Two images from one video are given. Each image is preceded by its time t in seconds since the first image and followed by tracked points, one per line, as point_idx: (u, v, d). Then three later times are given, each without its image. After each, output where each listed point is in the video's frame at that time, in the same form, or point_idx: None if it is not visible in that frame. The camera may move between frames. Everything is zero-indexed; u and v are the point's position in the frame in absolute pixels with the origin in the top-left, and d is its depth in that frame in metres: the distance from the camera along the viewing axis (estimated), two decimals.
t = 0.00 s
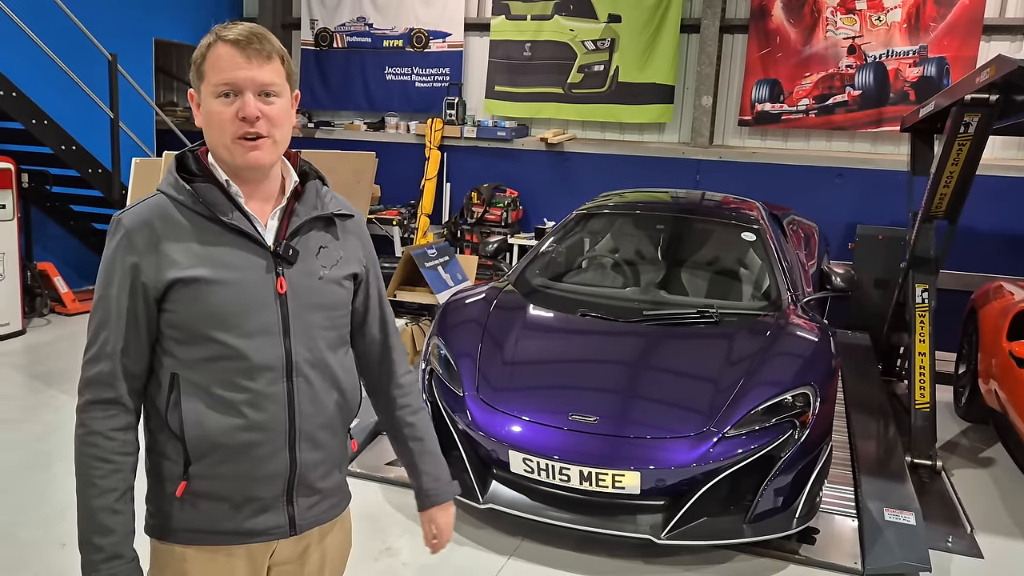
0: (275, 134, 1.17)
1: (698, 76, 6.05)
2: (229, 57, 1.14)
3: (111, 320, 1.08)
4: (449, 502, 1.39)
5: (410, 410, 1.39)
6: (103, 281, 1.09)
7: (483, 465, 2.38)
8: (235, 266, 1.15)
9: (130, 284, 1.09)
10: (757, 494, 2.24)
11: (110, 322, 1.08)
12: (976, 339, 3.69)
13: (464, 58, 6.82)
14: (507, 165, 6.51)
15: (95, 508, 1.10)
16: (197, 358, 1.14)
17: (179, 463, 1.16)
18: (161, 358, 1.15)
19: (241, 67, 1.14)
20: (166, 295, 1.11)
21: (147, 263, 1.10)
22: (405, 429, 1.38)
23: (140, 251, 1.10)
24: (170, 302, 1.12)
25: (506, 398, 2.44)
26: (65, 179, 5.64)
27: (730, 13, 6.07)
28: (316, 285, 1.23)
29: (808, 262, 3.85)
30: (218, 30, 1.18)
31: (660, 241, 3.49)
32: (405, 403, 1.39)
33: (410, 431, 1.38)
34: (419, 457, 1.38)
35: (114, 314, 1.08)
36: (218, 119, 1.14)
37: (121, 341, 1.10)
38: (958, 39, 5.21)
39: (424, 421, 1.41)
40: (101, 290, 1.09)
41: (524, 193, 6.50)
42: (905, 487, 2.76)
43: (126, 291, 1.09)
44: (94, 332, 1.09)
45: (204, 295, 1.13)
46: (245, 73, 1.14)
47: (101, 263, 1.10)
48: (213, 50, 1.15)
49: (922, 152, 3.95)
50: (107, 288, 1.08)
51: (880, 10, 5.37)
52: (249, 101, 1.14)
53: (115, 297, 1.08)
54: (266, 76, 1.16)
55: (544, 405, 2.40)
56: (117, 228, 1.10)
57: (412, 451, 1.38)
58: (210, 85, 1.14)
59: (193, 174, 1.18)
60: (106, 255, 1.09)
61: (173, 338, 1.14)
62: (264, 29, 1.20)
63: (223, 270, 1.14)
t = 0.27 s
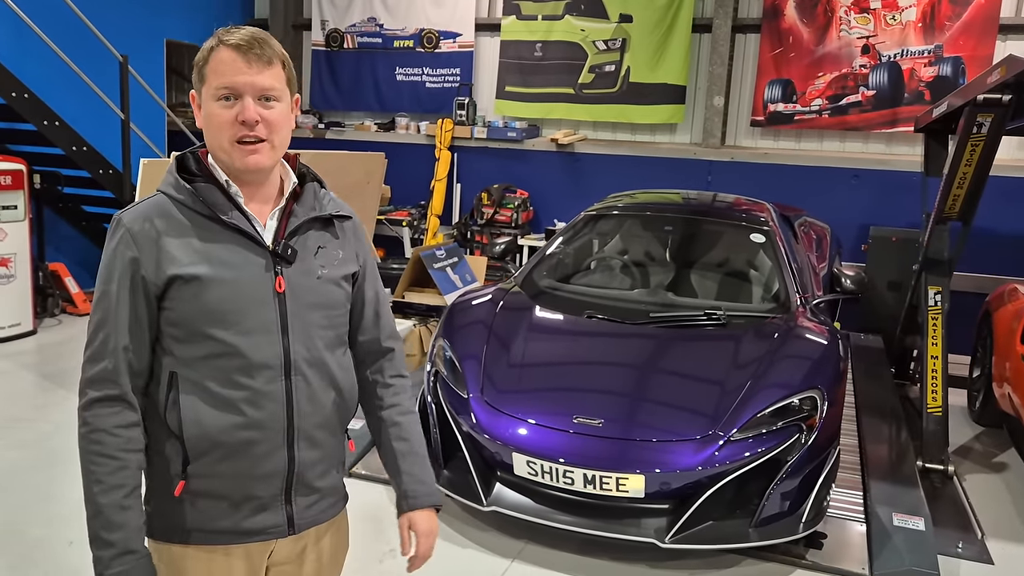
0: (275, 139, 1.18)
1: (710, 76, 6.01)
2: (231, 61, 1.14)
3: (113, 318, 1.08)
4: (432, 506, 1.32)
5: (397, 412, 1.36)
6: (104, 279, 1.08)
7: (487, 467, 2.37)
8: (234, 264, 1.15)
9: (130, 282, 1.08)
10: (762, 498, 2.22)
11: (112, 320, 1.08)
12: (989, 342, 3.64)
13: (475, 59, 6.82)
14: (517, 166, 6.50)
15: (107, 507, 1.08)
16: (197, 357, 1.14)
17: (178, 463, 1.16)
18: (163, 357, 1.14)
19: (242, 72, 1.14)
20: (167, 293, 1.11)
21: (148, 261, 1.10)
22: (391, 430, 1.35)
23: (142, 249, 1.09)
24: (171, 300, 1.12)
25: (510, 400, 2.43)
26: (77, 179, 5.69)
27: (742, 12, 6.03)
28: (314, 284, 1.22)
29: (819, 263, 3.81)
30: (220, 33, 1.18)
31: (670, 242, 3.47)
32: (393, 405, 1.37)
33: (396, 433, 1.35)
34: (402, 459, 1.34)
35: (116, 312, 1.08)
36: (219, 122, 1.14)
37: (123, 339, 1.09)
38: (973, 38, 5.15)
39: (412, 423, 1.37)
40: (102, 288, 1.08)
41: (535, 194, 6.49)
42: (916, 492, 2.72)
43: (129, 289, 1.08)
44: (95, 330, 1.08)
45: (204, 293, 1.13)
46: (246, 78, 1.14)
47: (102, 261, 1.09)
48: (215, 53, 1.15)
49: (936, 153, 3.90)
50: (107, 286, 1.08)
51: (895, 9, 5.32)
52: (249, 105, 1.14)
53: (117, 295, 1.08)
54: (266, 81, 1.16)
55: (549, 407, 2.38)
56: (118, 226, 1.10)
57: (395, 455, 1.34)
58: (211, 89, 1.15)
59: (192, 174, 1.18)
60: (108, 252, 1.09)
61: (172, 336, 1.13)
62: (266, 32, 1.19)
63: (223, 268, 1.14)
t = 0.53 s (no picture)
0: (275, 143, 1.19)
1: (721, 77, 5.99)
2: (236, 65, 1.15)
3: (110, 319, 1.08)
4: (396, 515, 1.38)
5: (373, 415, 1.40)
6: (102, 281, 1.09)
7: (489, 468, 2.38)
8: (230, 265, 1.16)
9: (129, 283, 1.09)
10: (765, 501, 2.21)
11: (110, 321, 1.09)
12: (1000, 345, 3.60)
13: (486, 60, 6.83)
14: (527, 167, 6.50)
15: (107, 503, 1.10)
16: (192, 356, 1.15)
17: (172, 460, 1.17)
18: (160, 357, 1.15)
19: (247, 76, 1.15)
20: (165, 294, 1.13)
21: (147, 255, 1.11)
22: (367, 433, 1.39)
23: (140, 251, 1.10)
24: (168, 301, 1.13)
25: (513, 402, 2.43)
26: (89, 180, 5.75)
27: (753, 13, 6.02)
28: (310, 284, 1.24)
29: (828, 265, 3.78)
30: (222, 34, 1.18)
31: (677, 244, 3.46)
32: (371, 407, 1.40)
33: (371, 436, 1.39)
34: (374, 465, 1.38)
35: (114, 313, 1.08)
36: (222, 125, 1.15)
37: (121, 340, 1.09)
38: (987, 38, 5.09)
39: (388, 429, 1.41)
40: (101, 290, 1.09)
41: (544, 195, 6.49)
42: (923, 496, 2.70)
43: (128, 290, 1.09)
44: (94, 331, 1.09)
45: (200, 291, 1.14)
46: (251, 82, 1.15)
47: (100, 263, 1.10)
48: (220, 55, 1.15)
49: (947, 154, 3.86)
50: (106, 288, 1.08)
51: (908, 9, 5.27)
52: (253, 110, 1.16)
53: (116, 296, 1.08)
54: (270, 86, 1.17)
55: (551, 409, 2.39)
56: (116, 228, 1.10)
57: (368, 458, 1.38)
58: (214, 90, 1.15)
59: (188, 176, 1.18)
60: (105, 254, 1.09)
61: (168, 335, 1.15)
62: (268, 36, 1.20)
63: (219, 269, 1.15)
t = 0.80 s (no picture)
0: (271, 145, 1.21)
1: (733, 79, 5.98)
2: (230, 69, 1.17)
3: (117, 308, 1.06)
4: (407, 494, 1.44)
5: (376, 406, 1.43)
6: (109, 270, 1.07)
7: (493, 470, 2.39)
8: (236, 260, 1.19)
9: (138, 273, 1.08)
10: (770, 504, 2.21)
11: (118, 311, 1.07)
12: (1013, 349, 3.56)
13: (497, 62, 6.85)
14: (538, 169, 6.51)
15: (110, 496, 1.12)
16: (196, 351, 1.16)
17: (177, 452, 1.18)
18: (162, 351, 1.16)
19: (241, 80, 1.17)
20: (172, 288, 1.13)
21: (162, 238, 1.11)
22: (372, 424, 1.42)
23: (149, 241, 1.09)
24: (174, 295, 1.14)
25: (518, 403, 2.44)
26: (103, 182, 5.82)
27: (765, 14, 6.00)
28: (310, 280, 1.28)
29: (838, 269, 3.76)
30: (217, 38, 1.19)
31: (686, 246, 3.46)
32: (373, 399, 1.43)
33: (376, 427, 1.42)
34: (384, 452, 1.42)
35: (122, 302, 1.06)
36: (217, 128, 1.17)
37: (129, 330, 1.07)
38: (1002, 39, 5.03)
39: (390, 419, 1.45)
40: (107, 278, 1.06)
41: (556, 197, 6.49)
42: (932, 500, 2.68)
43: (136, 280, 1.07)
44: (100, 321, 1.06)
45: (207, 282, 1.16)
46: (245, 86, 1.17)
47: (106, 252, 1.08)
48: (214, 60, 1.17)
49: (960, 156, 3.83)
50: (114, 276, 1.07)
51: (921, 10, 5.23)
52: (248, 113, 1.17)
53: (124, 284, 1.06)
54: (264, 89, 1.19)
55: (555, 411, 2.39)
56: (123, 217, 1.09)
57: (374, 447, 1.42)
58: (209, 94, 1.17)
59: (188, 173, 1.19)
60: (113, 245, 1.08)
61: (172, 325, 1.15)
62: (262, 40, 1.22)
63: (225, 264, 1.18)
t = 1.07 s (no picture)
0: (266, 145, 1.22)
1: (747, 81, 5.96)
2: (225, 71, 1.18)
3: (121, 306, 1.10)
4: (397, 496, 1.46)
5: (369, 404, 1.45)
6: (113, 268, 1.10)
7: (501, 471, 2.40)
8: (236, 258, 1.21)
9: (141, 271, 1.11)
10: (778, 507, 2.20)
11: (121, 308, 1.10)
12: None
13: (511, 64, 6.87)
14: (551, 171, 6.51)
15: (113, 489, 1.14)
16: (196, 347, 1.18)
17: (175, 449, 1.20)
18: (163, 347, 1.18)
19: (236, 80, 1.18)
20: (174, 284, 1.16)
21: (162, 234, 1.14)
22: (364, 423, 1.44)
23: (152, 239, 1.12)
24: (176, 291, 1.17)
25: (526, 405, 2.44)
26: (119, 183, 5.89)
27: (780, 16, 5.98)
28: (310, 278, 1.29)
29: (850, 272, 3.73)
30: (213, 41, 1.21)
31: (697, 248, 3.45)
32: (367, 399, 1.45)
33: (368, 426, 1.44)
34: (375, 451, 1.44)
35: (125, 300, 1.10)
36: (213, 129, 1.19)
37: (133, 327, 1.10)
38: (1020, 41, 4.98)
39: (383, 417, 1.47)
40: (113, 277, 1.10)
41: (568, 199, 6.49)
42: (943, 505, 2.65)
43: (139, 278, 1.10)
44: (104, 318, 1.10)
45: (207, 279, 1.18)
46: (240, 86, 1.18)
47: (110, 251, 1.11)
48: (210, 62, 1.19)
49: (976, 158, 3.79)
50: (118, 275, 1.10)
51: (938, 11, 5.19)
52: (243, 114, 1.19)
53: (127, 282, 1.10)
54: (260, 89, 1.20)
55: (564, 412, 2.39)
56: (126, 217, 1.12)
57: (365, 446, 1.44)
58: (205, 95, 1.18)
59: (188, 173, 1.21)
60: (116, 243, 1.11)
61: (173, 321, 1.18)
62: (258, 42, 1.24)
63: (226, 262, 1.20)
